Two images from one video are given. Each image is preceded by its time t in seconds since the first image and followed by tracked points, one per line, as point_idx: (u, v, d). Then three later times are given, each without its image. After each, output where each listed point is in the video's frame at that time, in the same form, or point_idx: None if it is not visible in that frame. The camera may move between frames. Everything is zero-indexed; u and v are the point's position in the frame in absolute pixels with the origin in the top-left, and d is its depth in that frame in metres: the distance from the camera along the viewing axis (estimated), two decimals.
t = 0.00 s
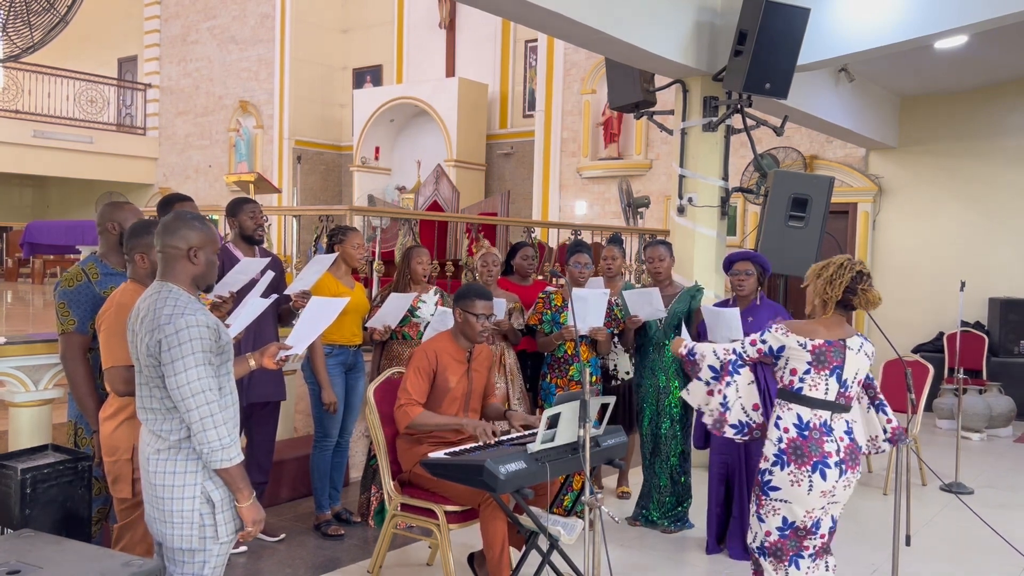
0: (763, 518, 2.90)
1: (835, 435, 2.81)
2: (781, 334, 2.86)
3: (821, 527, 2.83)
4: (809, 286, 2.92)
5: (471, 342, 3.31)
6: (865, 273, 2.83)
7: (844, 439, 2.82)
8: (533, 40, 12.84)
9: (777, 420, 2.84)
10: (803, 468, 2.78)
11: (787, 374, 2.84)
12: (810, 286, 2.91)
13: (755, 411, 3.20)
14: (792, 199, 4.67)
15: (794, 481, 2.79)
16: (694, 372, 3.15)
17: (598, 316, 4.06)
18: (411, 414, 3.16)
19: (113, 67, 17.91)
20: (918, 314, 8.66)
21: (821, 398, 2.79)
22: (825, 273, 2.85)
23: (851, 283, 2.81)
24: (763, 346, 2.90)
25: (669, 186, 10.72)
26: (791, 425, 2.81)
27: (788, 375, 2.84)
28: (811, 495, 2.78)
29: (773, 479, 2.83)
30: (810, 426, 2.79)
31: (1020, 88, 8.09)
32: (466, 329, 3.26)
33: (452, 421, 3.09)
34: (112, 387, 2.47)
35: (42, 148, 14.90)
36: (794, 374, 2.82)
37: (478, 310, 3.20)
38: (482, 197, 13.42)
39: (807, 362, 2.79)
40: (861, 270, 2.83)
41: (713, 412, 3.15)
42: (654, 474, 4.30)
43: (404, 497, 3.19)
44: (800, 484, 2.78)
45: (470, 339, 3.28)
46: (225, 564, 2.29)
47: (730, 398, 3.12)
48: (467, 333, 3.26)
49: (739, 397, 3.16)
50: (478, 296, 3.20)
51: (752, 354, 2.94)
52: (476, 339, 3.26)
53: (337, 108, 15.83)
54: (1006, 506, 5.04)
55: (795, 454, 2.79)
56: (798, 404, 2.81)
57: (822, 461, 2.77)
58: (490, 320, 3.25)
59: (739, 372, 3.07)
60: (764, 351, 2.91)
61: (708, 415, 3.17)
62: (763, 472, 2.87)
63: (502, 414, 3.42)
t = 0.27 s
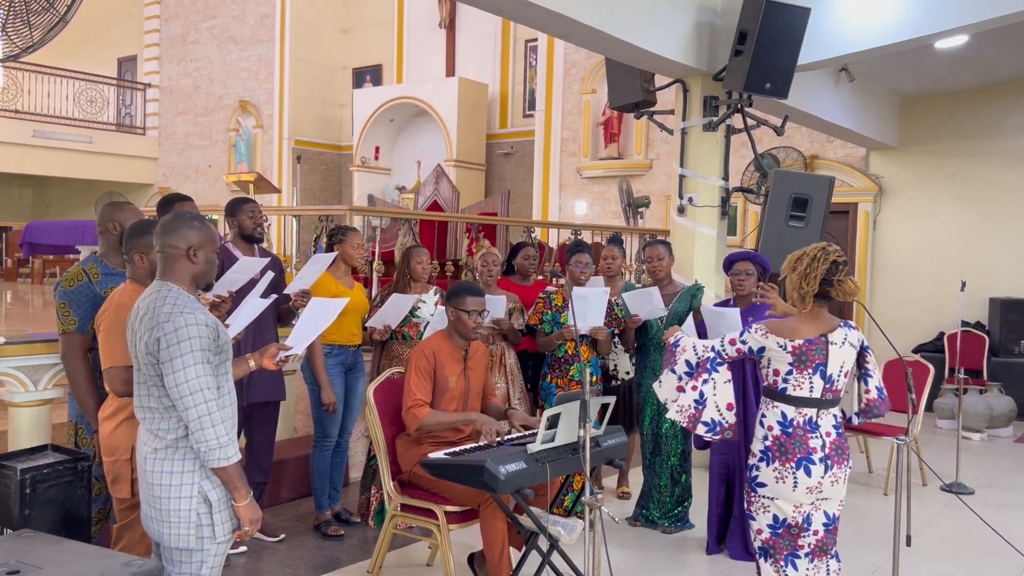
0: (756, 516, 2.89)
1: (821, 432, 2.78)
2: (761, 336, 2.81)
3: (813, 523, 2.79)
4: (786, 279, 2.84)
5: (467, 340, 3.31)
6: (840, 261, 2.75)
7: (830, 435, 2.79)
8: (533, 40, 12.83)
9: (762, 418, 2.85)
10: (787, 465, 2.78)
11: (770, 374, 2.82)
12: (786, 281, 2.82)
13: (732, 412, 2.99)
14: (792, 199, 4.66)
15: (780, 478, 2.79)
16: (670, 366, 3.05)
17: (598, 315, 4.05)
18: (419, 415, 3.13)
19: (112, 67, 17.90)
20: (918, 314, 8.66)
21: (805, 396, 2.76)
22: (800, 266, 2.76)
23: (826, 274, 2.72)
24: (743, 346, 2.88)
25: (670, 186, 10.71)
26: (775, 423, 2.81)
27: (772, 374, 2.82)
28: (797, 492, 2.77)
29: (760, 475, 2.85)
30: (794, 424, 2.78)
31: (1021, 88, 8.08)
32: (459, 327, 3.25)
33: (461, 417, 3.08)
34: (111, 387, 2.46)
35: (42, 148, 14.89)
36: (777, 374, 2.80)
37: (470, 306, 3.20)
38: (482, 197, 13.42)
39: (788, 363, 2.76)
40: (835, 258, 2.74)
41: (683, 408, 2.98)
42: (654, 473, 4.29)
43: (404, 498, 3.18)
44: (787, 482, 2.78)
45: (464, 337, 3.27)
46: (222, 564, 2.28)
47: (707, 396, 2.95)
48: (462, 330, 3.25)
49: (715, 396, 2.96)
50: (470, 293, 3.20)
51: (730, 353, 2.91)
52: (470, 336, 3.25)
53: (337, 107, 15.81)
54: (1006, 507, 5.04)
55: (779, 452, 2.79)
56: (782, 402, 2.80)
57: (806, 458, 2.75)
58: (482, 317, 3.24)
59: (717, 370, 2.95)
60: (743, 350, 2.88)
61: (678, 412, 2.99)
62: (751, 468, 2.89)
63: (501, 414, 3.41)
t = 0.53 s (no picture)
0: (756, 523, 2.84)
1: (821, 437, 2.76)
2: (743, 355, 2.76)
3: (813, 527, 2.78)
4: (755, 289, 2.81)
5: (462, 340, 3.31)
6: (804, 263, 2.70)
7: (831, 440, 2.77)
8: (533, 40, 12.83)
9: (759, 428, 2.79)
10: (796, 473, 2.72)
11: (760, 388, 2.76)
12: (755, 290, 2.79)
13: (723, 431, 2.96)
14: (792, 199, 4.66)
15: (788, 487, 2.73)
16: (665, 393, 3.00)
17: (598, 316, 4.05)
18: (419, 418, 3.14)
19: (112, 67, 17.90)
20: (918, 314, 8.65)
21: (802, 403, 2.73)
22: (765, 274, 2.73)
23: (791, 279, 2.68)
24: (728, 368, 2.82)
25: (670, 186, 10.71)
26: (777, 433, 2.75)
27: (761, 388, 2.76)
28: (805, 499, 2.73)
29: (766, 485, 2.79)
30: (796, 431, 2.74)
31: (1021, 88, 8.08)
32: (451, 327, 3.26)
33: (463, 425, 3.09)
34: (111, 388, 2.46)
35: (42, 148, 14.88)
36: (767, 387, 2.74)
37: (463, 308, 3.20)
38: (482, 197, 13.42)
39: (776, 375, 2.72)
40: (799, 262, 2.70)
41: (688, 441, 2.94)
42: (654, 473, 4.29)
43: (404, 498, 3.18)
44: (794, 490, 2.73)
45: (458, 337, 3.28)
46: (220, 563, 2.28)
47: (708, 423, 2.92)
48: (455, 331, 3.26)
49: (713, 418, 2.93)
50: (462, 294, 3.20)
51: (718, 376, 2.85)
52: (463, 336, 3.26)
53: (337, 107, 15.81)
54: (1006, 507, 5.04)
55: (786, 461, 2.74)
56: (779, 411, 2.74)
57: (813, 465, 2.71)
58: (475, 319, 3.25)
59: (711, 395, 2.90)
60: (729, 372, 2.83)
61: (684, 445, 2.94)
62: (755, 477, 2.83)
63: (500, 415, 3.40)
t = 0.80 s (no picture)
0: (753, 524, 2.84)
1: (819, 443, 2.75)
2: (734, 369, 2.78)
3: (810, 530, 2.78)
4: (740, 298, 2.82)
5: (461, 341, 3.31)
6: (786, 270, 2.70)
7: (829, 445, 2.77)
8: (533, 40, 12.84)
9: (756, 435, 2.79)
10: (791, 480, 2.73)
11: (755, 398, 2.77)
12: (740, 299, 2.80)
13: (741, 439, 2.98)
14: (792, 199, 4.67)
15: (783, 492, 2.74)
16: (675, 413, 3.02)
17: (598, 316, 4.06)
18: (418, 420, 3.13)
19: (112, 67, 17.90)
20: (918, 314, 8.66)
21: (797, 410, 2.74)
22: (747, 282, 2.74)
23: (773, 286, 2.68)
24: (722, 384, 2.84)
25: (670, 186, 10.71)
26: (772, 440, 2.75)
27: (756, 398, 2.77)
28: (801, 504, 2.73)
29: (762, 489, 2.79)
30: (792, 438, 2.74)
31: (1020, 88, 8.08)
32: (449, 329, 3.26)
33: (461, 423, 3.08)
34: (111, 388, 2.47)
35: (42, 148, 14.88)
36: (762, 397, 2.75)
37: (462, 310, 3.19)
38: (482, 197, 13.42)
39: (771, 386, 2.72)
40: (780, 268, 2.70)
41: (701, 459, 2.95)
42: (654, 473, 4.30)
43: (403, 498, 3.18)
44: (790, 495, 2.73)
45: (457, 340, 3.28)
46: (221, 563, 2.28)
47: (716, 440, 2.92)
48: (453, 333, 3.25)
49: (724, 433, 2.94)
50: (461, 296, 3.19)
51: (717, 392, 2.86)
52: (460, 339, 3.25)
53: (337, 107, 15.81)
54: (1006, 506, 5.04)
55: (781, 467, 2.74)
56: (775, 419, 2.75)
57: (809, 471, 2.72)
58: (474, 321, 3.24)
59: (716, 411, 2.90)
60: (727, 387, 2.85)
61: (698, 464, 2.95)
62: (752, 480, 2.83)
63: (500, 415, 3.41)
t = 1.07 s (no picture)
0: (749, 519, 2.85)
1: (814, 437, 2.76)
2: (736, 366, 2.79)
3: (807, 526, 2.77)
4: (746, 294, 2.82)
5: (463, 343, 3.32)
6: (792, 271, 2.70)
7: (824, 439, 2.78)
8: (533, 40, 12.84)
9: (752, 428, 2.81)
10: (784, 471, 2.74)
11: (754, 393, 2.78)
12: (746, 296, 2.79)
13: (739, 435, 3.00)
14: (792, 199, 4.67)
15: (777, 484, 2.75)
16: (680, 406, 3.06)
17: (598, 315, 4.06)
18: (421, 420, 3.14)
19: (112, 67, 17.90)
20: (918, 314, 8.65)
21: (794, 405, 2.74)
22: (753, 280, 2.74)
23: (779, 287, 2.68)
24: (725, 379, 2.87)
25: (670, 186, 10.71)
26: (767, 434, 2.77)
27: (756, 393, 2.78)
28: (793, 497, 2.74)
29: (756, 481, 2.80)
30: (788, 432, 2.74)
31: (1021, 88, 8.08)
32: (453, 331, 3.26)
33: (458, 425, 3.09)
34: (113, 388, 2.48)
35: (42, 148, 14.88)
36: (762, 393, 2.76)
37: (465, 313, 3.19)
38: (482, 197, 13.43)
39: (771, 382, 2.72)
40: (786, 268, 2.70)
41: (699, 452, 2.98)
42: (654, 474, 4.29)
43: (403, 498, 3.18)
44: (783, 487, 2.74)
45: (459, 342, 3.28)
46: (222, 563, 2.28)
47: (715, 433, 2.96)
48: (456, 335, 3.26)
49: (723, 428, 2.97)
50: (465, 299, 3.18)
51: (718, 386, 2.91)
52: (464, 340, 3.26)
53: (337, 107, 15.82)
54: (1005, 507, 5.04)
55: (775, 459, 2.75)
56: (771, 413, 2.76)
57: (801, 464, 2.72)
58: (477, 323, 3.24)
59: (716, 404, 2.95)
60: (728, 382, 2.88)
61: (695, 457, 2.98)
62: (747, 474, 2.84)
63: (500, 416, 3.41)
